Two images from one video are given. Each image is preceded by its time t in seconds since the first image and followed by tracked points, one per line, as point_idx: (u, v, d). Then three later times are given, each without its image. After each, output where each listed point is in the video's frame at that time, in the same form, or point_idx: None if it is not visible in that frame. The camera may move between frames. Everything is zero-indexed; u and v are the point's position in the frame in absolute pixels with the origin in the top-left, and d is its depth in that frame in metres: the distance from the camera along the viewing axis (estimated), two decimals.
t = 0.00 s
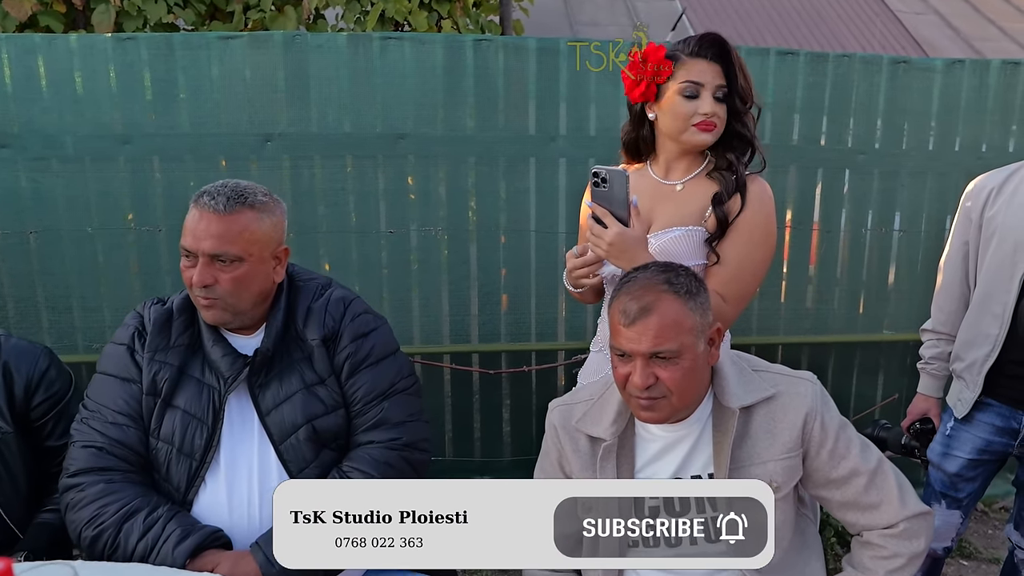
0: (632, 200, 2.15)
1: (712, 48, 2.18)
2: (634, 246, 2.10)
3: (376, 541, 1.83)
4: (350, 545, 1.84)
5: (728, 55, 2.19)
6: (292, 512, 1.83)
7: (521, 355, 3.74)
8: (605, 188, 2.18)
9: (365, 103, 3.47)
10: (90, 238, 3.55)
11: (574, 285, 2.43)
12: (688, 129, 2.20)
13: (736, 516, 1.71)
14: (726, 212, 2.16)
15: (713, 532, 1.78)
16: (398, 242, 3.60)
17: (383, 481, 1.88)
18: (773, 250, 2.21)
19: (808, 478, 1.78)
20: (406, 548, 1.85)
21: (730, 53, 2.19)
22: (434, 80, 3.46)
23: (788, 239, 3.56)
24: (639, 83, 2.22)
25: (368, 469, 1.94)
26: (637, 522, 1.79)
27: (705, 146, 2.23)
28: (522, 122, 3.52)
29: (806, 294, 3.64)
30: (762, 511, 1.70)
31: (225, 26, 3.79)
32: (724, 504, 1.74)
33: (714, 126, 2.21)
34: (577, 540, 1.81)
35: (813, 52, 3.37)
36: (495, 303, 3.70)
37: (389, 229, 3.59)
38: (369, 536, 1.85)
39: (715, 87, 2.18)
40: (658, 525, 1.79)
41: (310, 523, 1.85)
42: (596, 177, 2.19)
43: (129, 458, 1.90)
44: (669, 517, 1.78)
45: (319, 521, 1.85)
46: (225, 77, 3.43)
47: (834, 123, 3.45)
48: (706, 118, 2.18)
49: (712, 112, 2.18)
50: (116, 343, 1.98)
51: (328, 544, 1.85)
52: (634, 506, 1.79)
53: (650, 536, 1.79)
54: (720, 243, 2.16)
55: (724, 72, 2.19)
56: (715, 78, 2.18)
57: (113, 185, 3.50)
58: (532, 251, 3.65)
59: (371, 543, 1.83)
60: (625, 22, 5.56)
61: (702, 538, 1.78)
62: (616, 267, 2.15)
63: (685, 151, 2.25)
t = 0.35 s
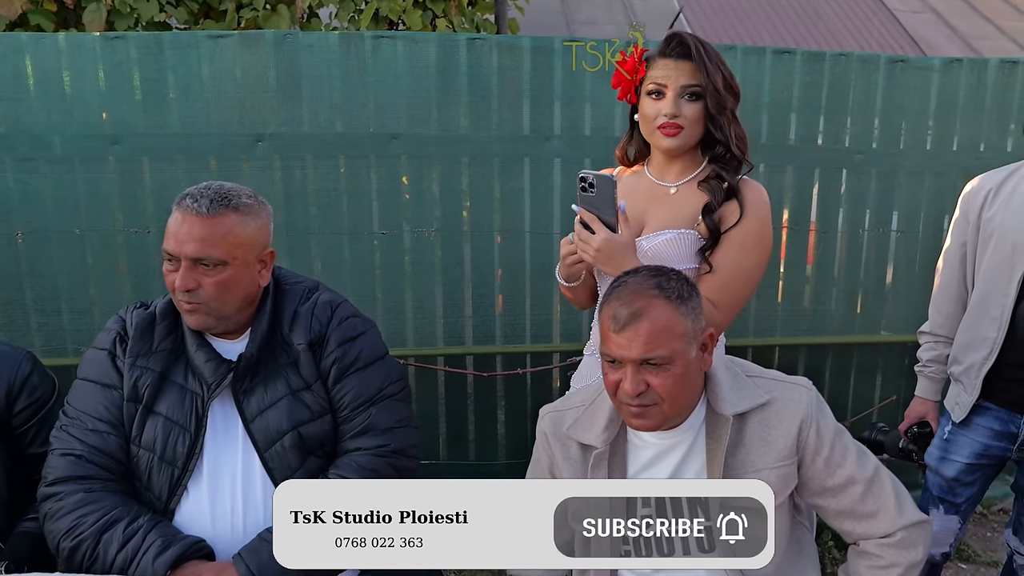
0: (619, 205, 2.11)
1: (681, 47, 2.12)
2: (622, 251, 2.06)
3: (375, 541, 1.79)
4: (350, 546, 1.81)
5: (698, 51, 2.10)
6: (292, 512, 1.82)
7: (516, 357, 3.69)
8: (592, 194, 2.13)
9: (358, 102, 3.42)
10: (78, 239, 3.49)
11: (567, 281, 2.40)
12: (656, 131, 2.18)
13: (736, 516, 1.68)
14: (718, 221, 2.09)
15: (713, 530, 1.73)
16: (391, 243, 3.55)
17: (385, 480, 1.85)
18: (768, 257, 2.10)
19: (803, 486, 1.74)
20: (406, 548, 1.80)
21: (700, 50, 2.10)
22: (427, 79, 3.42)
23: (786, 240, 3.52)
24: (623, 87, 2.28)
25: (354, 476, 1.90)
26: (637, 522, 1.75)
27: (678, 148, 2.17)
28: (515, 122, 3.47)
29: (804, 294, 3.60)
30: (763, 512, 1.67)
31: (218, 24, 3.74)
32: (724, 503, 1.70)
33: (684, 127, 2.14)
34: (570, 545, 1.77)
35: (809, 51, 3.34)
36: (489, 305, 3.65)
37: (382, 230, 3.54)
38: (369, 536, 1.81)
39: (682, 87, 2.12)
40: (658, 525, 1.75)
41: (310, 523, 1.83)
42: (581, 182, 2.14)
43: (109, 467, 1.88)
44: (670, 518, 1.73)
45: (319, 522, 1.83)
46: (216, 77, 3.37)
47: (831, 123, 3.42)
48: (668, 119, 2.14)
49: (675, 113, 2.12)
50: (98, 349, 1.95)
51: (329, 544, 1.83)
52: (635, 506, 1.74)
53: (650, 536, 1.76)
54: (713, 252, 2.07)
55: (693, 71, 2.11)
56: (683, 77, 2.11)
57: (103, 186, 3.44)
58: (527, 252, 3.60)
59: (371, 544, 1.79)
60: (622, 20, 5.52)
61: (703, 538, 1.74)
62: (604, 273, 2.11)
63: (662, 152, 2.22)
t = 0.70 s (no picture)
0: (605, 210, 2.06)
1: (645, 57, 2.04)
2: (607, 258, 2.02)
3: (375, 541, 1.78)
4: (350, 545, 1.79)
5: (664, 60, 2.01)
6: (292, 511, 1.80)
7: (510, 360, 3.64)
8: (576, 199, 2.10)
9: (349, 102, 3.37)
10: (66, 242, 3.43)
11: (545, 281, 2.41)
12: (634, 142, 2.14)
13: (736, 516, 1.64)
14: (705, 230, 2.05)
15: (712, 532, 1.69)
16: (383, 245, 3.50)
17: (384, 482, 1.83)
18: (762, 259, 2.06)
19: (797, 495, 1.70)
20: (406, 548, 1.79)
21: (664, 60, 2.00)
22: (419, 79, 3.36)
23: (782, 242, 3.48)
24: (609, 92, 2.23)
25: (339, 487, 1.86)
26: (637, 522, 1.71)
27: (657, 159, 2.12)
28: (508, 123, 3.42)
29: (800, 296, 3.56)
30: (763, 511, 1.63)
31: (210, 24, 3.69)
32: (724, 503, 1.66)
33: (657, 140, 2.08)
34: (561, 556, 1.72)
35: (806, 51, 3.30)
36: (482, 307, 3.60)
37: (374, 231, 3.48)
38: (369, 536, 1.80)
39: (650, 99, 2.04)
40: (657, 526, 1.71)
41: (310, 523, 1.81)
42: (566, 186, 2.10)
43: (88, 477, 1.84)
44: (670, 518, 1.69)
45: (318, 522, 1.81)
46: (206, 77, 3.31)
47: (827, 123, 3.38)
48: (640, 133, 2.08)
49: (646, 126, 2.07)
50: (77, 356, 1.92)
51: (329, 544, 1.81)
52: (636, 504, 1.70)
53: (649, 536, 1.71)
54: (702, 263, 2.02)
55: (659, 83, 2.02)
56: (649, 90, 2.04)
57: (91, 188, 3.38)
58: (520, 254, 3.55)
59: (370, 544, 1.78)
60: (618, 20, 5.49)
61: (702, 539, 1.70)
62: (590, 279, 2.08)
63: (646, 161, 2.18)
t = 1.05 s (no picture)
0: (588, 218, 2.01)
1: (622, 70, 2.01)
2: (592, 266, 1.99)
3: (375, 541, 1.76)
4: (350, 545, 1.77)
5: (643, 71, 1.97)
6: (292, 511, 1.78)
7: (505, 364, 3.60)
8: (559, 208, 2.06)
9: (343, 104, 3.32)
10: (56, 246, 3.37)
11: (536, 285, 2.45)
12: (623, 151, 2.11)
13: (736, 515, 1.62)
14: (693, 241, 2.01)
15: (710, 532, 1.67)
16: (376, 249, 3.45)
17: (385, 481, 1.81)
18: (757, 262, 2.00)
19: (794, 505, 1.67)
20: (406, 548, 1.77)
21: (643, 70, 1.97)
22: (412, 81, 3.32)
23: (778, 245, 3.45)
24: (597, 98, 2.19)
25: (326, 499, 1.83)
26: (637, 522, 1.66)
27: (646, 168, 2.09)
28: (503, 126, 3.38)
29: (797, 299, 3.53)
30: (762, 512, 1.60)
31: (203, 25, 3.64)
32: (723, 504, 1.64)
33: (643, 150, 2.05)
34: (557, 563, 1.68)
35: (803, 53, 3.27)
36: (477, 311, 3.55)
37: (367, 235, 3.44)
38: (369, 536, 1.78)
39: (632, 111, 2.01)
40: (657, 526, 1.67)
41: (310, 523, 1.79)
42: (549, 196, 2.06)
43: (72, 488, 1.82)
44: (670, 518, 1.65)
45: (319, 522, 1.79)
46: (197, 79, 3.27)
47: (824, 126, 3.35)
48: (627, 144, 2.06)
49: (631, 138, 2.04)
50: (60, 364, 1.89)
51: (329, 544, 1.80)
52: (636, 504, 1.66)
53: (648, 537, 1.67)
54: (688, 275, 1.98)
55: (639, 94, 1.99)
56: (630, 101, 2.01)
57: (81, 191, 3.32)
58: (515, 257, 3.51)
59: (370, 544, 1.76)
60: (615, 22, 5.46)
61: (701, 539, 1.67)
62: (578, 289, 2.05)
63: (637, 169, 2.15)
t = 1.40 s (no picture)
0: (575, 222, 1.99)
1: (602, 84, 1.97)
2: (580, 272, 1.96)
3: (375, 540, 1.76)
4: (350, 546, 1.77)
5: (626, 84, 1.94)
6: (292, 511, 1.77)
7: (498, 369, 3.56)
8: (546, 212, 2.03)
9: (335, 106, 3.28)
10: (44, 250, 3.32)
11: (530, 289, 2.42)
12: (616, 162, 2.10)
13: (736, 515, 1.59)
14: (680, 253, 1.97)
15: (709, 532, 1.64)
16: (368, 253, 3.41)
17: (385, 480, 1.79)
18: (749, 267, 1.96)
19: (787, 519, 1.63)
20: (406, 548, 1.76)
21: (626, 85, 1.94)
22: (405, 83, 3.28)
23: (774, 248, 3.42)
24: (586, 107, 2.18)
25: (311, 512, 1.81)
26: (637, 522, 1.65)
27: (639, 177, 2.07)
28: (496, 129, 3.35)
29: (793, 303, 3.50)
30: (762, 512, 1.57)
31: (196, 27, 3.58)
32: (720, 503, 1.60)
33: (635, 161, 2.03)
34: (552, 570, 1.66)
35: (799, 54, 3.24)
36: (470, 315, 3.51)
37: (358, 238, 3.40)
38: (369, 536, 1.78)
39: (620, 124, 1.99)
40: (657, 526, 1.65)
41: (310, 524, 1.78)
42: (536, 200, 2.03)
43: (51, 501, 1.80)
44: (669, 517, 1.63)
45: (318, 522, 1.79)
46: (187, 81, 3.22)
47: (821, 128, 3.32)
48: (619, 156, 2.05)
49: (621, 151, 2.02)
50: (41, 373, 1.86)
51: (328, 544, 1.79)
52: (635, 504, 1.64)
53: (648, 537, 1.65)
54: (676, 288, 1.94)
55: (622, 108, 1.96)
56: (616, 114, 1.98)
57: (69, 195, 3.27)
58: (509, 261, 3.46)
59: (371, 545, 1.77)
60: (611, 22, 5.43)
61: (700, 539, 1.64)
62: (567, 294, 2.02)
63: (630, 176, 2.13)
